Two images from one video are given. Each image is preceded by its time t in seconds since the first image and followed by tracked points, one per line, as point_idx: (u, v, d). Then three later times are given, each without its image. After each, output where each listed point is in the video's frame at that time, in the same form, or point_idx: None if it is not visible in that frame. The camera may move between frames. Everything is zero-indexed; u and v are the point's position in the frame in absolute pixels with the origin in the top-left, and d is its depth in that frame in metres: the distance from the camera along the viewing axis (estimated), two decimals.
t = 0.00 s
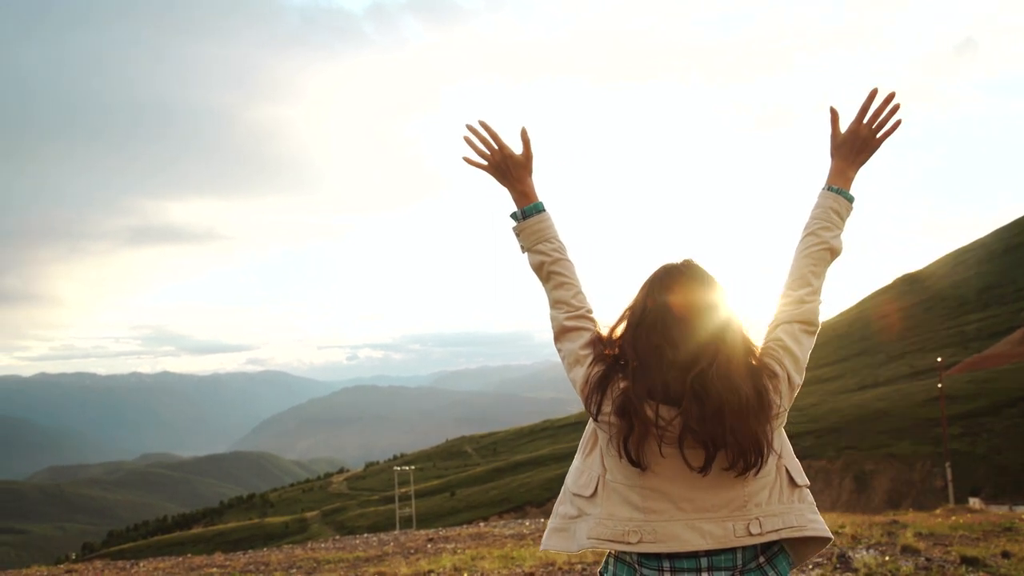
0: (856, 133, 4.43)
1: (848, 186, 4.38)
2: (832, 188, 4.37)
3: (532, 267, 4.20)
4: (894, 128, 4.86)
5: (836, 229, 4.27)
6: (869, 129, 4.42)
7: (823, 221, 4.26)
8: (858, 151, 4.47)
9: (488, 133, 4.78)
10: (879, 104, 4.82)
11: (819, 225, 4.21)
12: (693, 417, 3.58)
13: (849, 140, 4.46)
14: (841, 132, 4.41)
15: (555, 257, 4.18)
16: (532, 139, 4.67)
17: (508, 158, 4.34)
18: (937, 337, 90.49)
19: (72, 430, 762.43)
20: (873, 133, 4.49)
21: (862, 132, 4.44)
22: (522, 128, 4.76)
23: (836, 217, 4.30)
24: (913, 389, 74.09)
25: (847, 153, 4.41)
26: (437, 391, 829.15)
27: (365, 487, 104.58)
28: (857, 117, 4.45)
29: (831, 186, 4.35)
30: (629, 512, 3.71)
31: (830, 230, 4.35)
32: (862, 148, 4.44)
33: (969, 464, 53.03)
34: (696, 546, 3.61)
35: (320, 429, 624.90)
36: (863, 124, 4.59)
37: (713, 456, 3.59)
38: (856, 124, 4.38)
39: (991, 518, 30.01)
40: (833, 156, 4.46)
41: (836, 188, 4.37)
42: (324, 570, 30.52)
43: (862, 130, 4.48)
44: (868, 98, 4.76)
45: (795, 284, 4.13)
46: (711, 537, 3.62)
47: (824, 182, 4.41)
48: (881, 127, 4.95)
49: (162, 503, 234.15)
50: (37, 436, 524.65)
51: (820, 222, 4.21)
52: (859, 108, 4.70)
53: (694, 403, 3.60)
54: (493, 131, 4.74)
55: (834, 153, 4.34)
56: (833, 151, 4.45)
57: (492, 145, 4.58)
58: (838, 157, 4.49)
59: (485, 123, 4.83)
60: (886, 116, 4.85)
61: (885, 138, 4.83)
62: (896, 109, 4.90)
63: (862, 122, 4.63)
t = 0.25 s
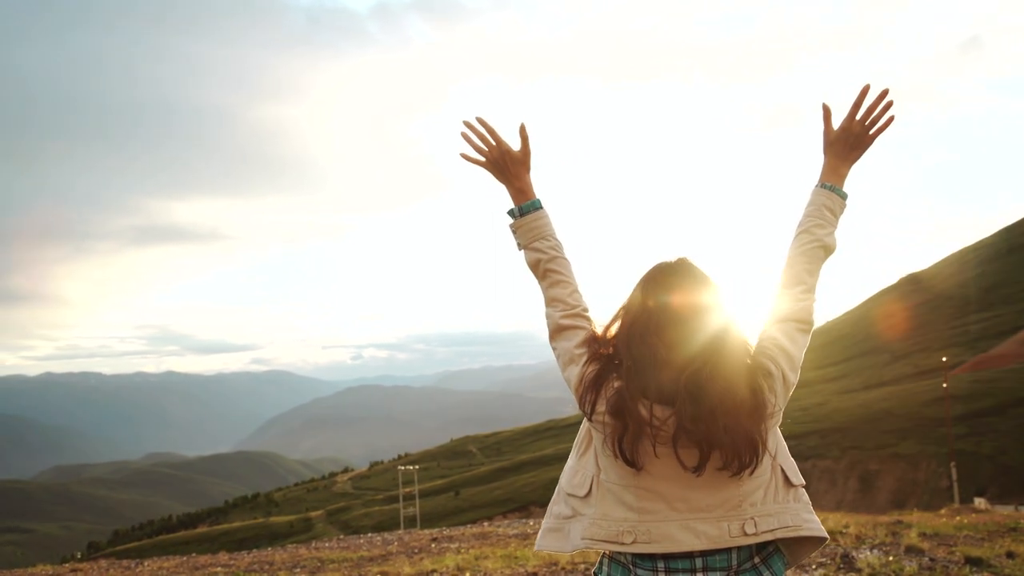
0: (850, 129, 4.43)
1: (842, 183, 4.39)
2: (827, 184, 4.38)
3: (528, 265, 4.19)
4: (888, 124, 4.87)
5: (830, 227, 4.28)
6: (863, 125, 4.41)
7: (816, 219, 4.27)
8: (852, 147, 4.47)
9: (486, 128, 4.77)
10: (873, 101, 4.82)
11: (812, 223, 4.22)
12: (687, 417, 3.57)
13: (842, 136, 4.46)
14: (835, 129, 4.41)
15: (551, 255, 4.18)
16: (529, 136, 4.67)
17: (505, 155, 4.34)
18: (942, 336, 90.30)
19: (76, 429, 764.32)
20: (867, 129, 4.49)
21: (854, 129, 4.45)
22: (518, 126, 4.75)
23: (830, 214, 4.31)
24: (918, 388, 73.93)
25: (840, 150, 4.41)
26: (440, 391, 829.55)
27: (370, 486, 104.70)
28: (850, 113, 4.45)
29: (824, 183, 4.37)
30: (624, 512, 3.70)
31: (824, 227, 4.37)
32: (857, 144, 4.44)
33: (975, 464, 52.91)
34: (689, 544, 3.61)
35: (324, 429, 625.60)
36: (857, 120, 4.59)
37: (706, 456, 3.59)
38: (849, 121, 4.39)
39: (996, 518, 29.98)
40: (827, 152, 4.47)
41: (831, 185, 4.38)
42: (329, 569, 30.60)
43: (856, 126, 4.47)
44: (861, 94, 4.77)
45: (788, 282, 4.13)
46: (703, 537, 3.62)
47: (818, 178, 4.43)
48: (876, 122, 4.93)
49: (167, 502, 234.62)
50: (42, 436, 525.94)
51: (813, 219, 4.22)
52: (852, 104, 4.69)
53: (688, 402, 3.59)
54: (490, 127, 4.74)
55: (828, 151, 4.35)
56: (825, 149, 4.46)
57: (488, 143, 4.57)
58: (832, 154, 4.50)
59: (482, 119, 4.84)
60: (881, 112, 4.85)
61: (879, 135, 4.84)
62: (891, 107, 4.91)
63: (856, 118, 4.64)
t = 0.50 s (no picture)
0: (841, 127, 4.42)
1: (835, 182, 4.39)
2: (819, 183, 4.37)
3: (522, 264, 4.17)
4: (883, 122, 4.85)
5: (823, 226, 4.26)
6: (857, 123, 4.40)
7: (809, 217, 4.25)
8: (846, 144, 4.46)
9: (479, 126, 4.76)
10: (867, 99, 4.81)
11: (805, 221, 4.21)
12: (680, 418, 3.54)
13: (835, 134, 4.46)
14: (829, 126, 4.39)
15: (545, 253, 4.15)
16: (524, 134, 4.64)
17: (499, 151, 4.33)
18: (946, 336, 90.15)
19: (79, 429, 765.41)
20: (862, 126, 4.47)
21: (850, 125, 4.42)
22: (513, 123, 4.73)
23: (823, 214, 4.30)
24: (922, 388, 73.78)
25: (833, 147, 4.41)
26: (442, 391, 829.60)
27: (373, 486, 104.69)
28: (843, 111, 4.43)
29: (816, 182, 4.37)
30: (617, 513, 3.68)
31: (817, 226, 4.35)
32: (850, 141, 4.43)
33: (979, 464, 52.79)
34: (681, 546, 3.58)
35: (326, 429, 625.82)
36: (851, 118, 4.58)
37: (700, 457, 3.57)
38: (844, 117, 4.37)
39: (1001, 518, 29.94)
40: (820, 151, 4.47)
41: (824, 184, 4.38)
42: (333, 569, 30.59)
43: (851, 123, 4.45)
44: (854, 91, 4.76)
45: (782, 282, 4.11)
46: (697, 538, 3.60)
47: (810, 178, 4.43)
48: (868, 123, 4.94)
49: (170, 502, 234.77)
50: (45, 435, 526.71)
51: (806, 218, 4.20)
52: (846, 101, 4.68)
53: (682, 404, 3.56)
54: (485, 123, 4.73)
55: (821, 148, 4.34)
56: (818, 147, 4.45)
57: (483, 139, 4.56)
58: (825, 153, 4.49)
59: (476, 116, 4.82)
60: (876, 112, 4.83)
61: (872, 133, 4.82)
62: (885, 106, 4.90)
63: (849, 116, 4.63)
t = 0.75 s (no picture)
0: (838, 124, 4.40)
1: (830, 180, 4.39)
2: (814, 181, 4.37)
3: (515, 265, 4.19)
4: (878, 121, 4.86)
5: (819, 225, 4.26)
6: (852, 121, 4.39)
7: (805, 217, 4.25)
8: (842, 143, 4.46)
9: (471, 125, 4.78)
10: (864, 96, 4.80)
11: (802, 219, 4.22)
12: (676, 418, 3.53)
13: (830, 134, 4.45)
14: (824, 125, 4.39)
15: (538, 253, 4.15)
16: (517, 132, 4.65)
17: (493, 151, 4.35)
18: (952, 335, 89.86)
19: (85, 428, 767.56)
20: (857, 126, 4.48)
21: (845, 124, 4.42)
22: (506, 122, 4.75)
23: (819, 212, 4.29)
24: (928, 388, 73.58)
25: (829, 145, 4.41)
26: (447, 390, 829.71)
27: (378, 486, 104.75)
28: (838, 109, 4.42)
29: (812, 180, 4.37)
30: (612, 515, 3.67)
31: (813, 225, 4.35)
32: (846, 140, 4.42)
33: (985, 464, 52.62)
34: (678, 548, 3.58)
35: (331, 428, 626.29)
36: (847, 117, 4.57)
37: (697, 458, 3.56)
38: (839, 116, 4.36)
39: (1009, 518, 29.84)
40: (814, 150, 4.47)
41: (818, 182, 4.38)
42: (337, 569, 30.59)
43: (845, 121, 4.46)
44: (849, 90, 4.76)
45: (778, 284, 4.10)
46: (694, 541, 3.59)
47: (804, 176, 4.43)
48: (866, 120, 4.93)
49: (175, 501, 235.21)
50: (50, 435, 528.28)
51: (801, 218, 4.21)
52: (841, 99, 4.67)
53: (679, 404, 3.54)
54: (477, 123, 4.75)
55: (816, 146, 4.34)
56: (811, 145, 4.46)
57: (475, 138, 4.57)
58: (819, 151, 4.49)
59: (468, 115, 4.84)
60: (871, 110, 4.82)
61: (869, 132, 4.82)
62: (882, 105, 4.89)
63: (844, 115, 4.63)
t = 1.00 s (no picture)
0: (839, 123, 4.39)
1: (830, 180, 4.38)
2: (814, 180, 4.36)
3: (513, 263, 4.21)
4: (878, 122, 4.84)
5: (818, 223, 4.25)
6: (851, 120, 4.39)
7: (804, 215, 4.23)
8: (842, 139, 4.44)
9: (468, 123, 4.79)
10: (864, 95, 4.80)
11: (801, 218, 4.21)
12: (677, 420, 3.50)
13: (830, 132, 4.44)
14: (823, 125, 4.38)
15: (535, 253, 4.16)
16: (514, 130, 4.65)
17: (490, 148, 4.37)
18: (961, 335, 89.43)
19: (92, 427, 771.04)
20: (856, 125, 4.47)
21: (843, 123, 4.42)
22: (503, 119, 4.74)
23: (818, 212, 4.28)
24: (936, 388, 73.26)
25: (828, 142, 4.40)
26: (453, 390, 829.98)
27: (385, 485, 104.87)
28: (838, 107, 4.41)
29: (811, 180, 4.36)
30: (612, 519, 3.66)
31: (811, 225, 4.35)
32: (845, 139, 4.41)
33: (994, 465, 52.37)
34: (678, 552, 3.57)
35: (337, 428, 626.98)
36: (842, 115, 4.57)
37: (698, 457, 3.54)
38: (837, 116, 4.35)
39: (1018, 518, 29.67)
40: (815, 148, 4.45)
41: (818, 182, 4.38)
42: (345, 568, 30.67)
43: (844, 121, 4.45)
44: (848, 89, 4.74)
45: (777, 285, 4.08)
46: (694, 542, 3.58)
47: (805, 176, 4.42)
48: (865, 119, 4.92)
49: (183, 501, 235.87)
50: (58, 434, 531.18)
51: (801, 217, 4.19)
52: (840, 98, 4.67)
53: (678, 406, 3.52)
54: (473, 121, 4.75)
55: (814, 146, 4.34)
56: (812, 145, 4.45)
57: (471, 138, 4.58)
58: (819, 150, 4.49)
59: (466, 114, 4.85)
60: (872, 109, 4.80)
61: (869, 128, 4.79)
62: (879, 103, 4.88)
63: (843, 112, 4.62)
